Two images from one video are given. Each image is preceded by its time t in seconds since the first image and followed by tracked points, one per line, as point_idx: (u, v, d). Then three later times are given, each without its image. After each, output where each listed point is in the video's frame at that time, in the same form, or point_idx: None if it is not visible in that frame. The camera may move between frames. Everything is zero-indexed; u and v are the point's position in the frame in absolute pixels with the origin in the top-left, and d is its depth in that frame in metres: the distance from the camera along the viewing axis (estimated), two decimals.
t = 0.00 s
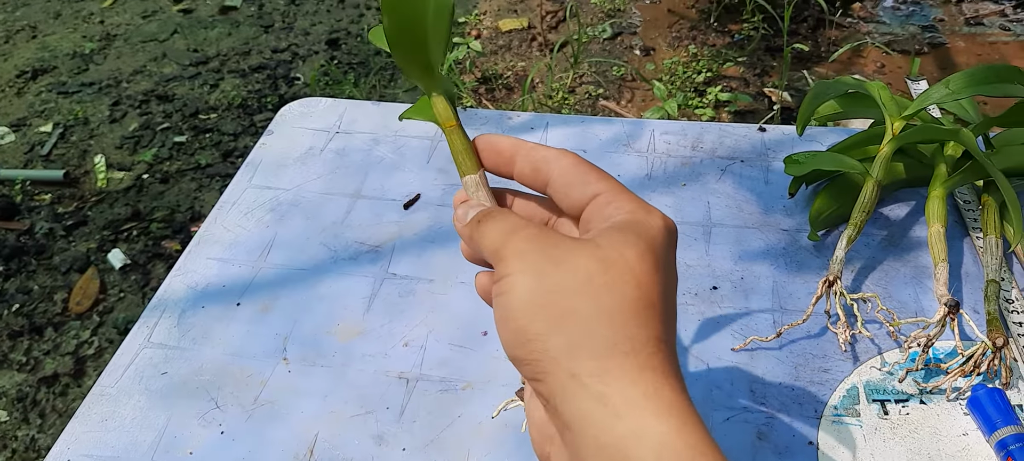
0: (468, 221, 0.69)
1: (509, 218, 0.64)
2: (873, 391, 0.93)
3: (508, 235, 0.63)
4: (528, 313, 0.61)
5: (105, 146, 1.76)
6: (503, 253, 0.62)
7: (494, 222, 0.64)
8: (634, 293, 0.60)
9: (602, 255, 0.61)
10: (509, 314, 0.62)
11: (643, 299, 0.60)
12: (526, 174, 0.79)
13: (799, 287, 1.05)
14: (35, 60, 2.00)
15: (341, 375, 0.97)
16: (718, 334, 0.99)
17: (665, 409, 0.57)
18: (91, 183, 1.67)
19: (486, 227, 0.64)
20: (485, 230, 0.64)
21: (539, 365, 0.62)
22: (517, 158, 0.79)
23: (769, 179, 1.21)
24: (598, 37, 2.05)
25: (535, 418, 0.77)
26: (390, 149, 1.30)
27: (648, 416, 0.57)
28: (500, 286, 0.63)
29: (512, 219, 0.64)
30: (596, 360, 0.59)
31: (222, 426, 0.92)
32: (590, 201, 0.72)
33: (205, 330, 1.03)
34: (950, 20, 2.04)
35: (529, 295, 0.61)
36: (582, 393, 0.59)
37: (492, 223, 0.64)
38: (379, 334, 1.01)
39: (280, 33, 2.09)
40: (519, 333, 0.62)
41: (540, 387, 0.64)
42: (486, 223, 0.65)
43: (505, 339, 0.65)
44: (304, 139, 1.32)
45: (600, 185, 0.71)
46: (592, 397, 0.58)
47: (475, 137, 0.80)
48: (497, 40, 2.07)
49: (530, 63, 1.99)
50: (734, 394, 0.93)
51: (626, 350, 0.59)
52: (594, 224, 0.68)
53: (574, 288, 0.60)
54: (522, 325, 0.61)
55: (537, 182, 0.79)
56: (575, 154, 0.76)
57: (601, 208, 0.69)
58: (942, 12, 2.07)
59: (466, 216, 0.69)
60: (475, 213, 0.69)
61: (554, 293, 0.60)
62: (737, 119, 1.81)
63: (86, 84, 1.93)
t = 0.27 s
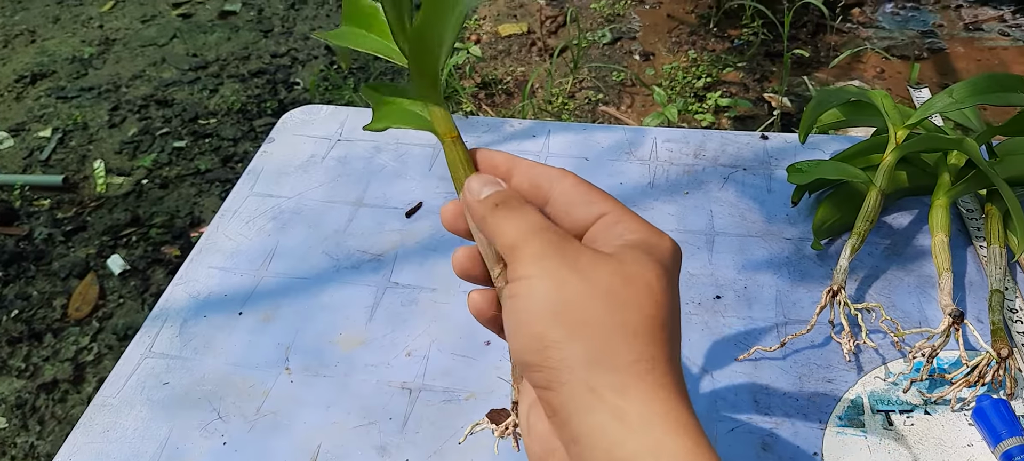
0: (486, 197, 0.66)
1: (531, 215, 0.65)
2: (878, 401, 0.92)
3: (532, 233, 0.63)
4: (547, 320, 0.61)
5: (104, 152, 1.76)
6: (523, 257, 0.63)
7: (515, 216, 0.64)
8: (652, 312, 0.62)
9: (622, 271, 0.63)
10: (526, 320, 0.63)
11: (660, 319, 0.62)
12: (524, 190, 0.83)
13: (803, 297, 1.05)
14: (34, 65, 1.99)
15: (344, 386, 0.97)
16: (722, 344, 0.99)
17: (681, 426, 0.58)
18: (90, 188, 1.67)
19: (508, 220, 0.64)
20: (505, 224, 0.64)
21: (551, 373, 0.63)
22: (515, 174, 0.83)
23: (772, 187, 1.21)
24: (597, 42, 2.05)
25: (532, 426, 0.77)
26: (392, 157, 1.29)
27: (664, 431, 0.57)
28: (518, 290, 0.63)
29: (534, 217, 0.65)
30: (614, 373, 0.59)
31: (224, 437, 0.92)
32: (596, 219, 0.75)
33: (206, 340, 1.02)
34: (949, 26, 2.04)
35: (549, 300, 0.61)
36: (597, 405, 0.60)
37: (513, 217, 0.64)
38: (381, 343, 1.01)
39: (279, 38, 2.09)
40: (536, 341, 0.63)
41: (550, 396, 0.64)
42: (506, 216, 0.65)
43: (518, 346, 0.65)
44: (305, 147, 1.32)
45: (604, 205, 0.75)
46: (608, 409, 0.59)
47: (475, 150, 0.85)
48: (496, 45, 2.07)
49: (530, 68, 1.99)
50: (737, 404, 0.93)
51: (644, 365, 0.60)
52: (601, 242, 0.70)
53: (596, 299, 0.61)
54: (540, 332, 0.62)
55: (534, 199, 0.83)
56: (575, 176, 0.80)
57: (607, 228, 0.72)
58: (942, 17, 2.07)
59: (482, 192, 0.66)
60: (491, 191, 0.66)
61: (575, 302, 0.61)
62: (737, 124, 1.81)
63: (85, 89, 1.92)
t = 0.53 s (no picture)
0: (506, 204, 0.67)
1: (550, 233, 0.64)
2: (888, 418, 0.92)
3: (553, 251, 0.63)
4: (570, 338, 0.62)
5: (107, 159, 1.75)
6: (545, 273, 0.63)
7: (535, 234, 0.64)
8: (671, 334, 0.62)
9: (642, 291, 0.63)
10: (549, 338, 0.63)
11: (679, 342, 0.62)
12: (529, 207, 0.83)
13: (811, 311, 1.04)
14: (37, 71, 1.99)
15: (352, 401, 0.96)
16: (730, 359, 0.99)
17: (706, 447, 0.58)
18: (93, 196, 1.66)
19: (528, 236, 0.64)
20: (525, 240, 0.64)
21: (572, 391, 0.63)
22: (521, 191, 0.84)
23: (779, 200, 1.21)
24: (600, 49, 2.05)
25: (543, 442, 0.77)
26: (398, 168, 1.29)
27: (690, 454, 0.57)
28: (540, 307, 0.63)
29: (553, 234, 0.64)
30: (637, 393, 0.60)
31: (232, 453, 0.91)
32: (604, 241, 0.74)
33: (214, 354, 1.02)
34: (952, 33, 2.04)
35: (571, 320, 0.61)
36: (620, 424, 0.60)
37: (531, 233, 0.64)
38: (389, 358, 1.01)
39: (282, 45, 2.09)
40: (558, 359, 0.63)
41: (572, 414, 0.65)
42: (524, 231, 0.65)
43: (538, 363, 0.65)
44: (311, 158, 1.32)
45: (615, 226, 0.75)
46: (631, 429, 0.60)
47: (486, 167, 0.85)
48: (499, 52, 2.07)
49: (533, 75, 1.99)
50: (747, 419, 0.92)
51: (667, 387, 0.60)
52: (613, 262, 0.71)
53: (619, 319, 0.61)
54: (564, 350, 0.62)
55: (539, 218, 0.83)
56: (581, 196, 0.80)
57: (617, 248, 0.72)
58: (943, 24, 2.07)
59: (502, 197, 0.67)
60: (510, 199, 0.67)
61: (598, 321, 0.61)
62: (740, 132, 1.81)
63: (87, 95, 1.92)
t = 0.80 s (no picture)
0: (482, 211, 0.67)
1: (531, 229, 0.64)
2: (886, 419, 0.92)
3: (534, 247, 0.63)
4: (555, 332, 0.61)
5: (106, 160, 1.75)
6: (528, 267, 0.62)
7: (515, 231, 0.64)
8: (656, 326, 0.62)
9: (626, 283, 0.63)
10: (533, 332, 0.63)
11: (664, 334, 0.62)
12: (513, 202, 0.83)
13: (810, 313, 1.04)
14: (37, 72, 1.99)
15: (349, 401, 0.96)
16: (728, 360, 0.99)
17: (693, 440, 0.58)
18: (92, 197, 1.66)
19: (509, 234, 0.64)
20: (506, 237, 0.64)
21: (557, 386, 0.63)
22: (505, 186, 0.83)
23: (778, 202, 1.21)
24: (600, 52, 2.05)
25: (529, 437, 0.76)
26: (397, 169, 1.29)
27: (679, 447, 0.57)
28: (524, 302, 0.63)
29: (535, 230, 0.64)
30: (623, 387, 0.59)
31: (229, 453, 0.91)
32: (587, 231, 0.75)
33: (211, 354, 1.02)
34: (951, 37, 2.04)
35: (556, 314, 0.61)
36: (607, 418, 0.60)
37: (512, 230, 0.64)
38: (386, 358, 1.01)
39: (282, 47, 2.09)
40: (543, 354, 0.63)
41: (558, 409, 0.64)
42: (506, 229, 0.64)
43: (523, 358, 0.65)
44: (310, 159, 1.32)
45: (596, 217, 0.75)
46: (618, 422, 0.59)
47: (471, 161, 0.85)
48: (498, 55, 2.07)
49: (533, 78, 1.99)
50: (744, 421, 0.92)
51: (653, 379, 0.60)
52: (596, 254, 0.71)
53: (605, 312, 0.61)
54: (549, 344, 0.62)
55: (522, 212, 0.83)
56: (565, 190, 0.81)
57: (600, 238, 0.72)
58: (942, 29, 2.07)
59: (479, 206, 0.68)
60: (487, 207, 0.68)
61: (584, 315, 0.61)
62: (740, 135, 1.81)
63: (87, 97, 1.92)
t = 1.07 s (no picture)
0: (472, 197, 0.67)
1: (522, 224, 0.64)
2: (883, 423, 0.92)
3: (524, 243, 0.62)
4: (542, 332, 0.62)
5: (105, 162, 1.75)
6: (518, 264, 0.62)
7: (504, 226, 0.63)
8: (643, 329, 0.62)
9: (616, 284, 0.63)
10: (521, 331, 0.63)
11: (651, 336, 0.63)
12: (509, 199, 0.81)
13: (807, 316, 1.04)
14: (36, 74, 2.00)
15: (346, 404, 0.96)
16: (725, 363, 0.99)
17: (677, 444, 0.58)
18: (91, 199, 1.66)
19: (499, 228, 0.63)
20: (495, 234, 0.64)
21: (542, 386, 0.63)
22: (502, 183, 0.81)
23: (775, 205, 1.21)
24: (599, 56, 2.05)
25: (515, 437, 0.77)
26: (395, 172, 1.29)
27: (662, 452, 0.58)
28: (512, 300, 0.63)
29: (524, 226, 0.64)
30: (608, 389, 0.60)
31: (225, 455, 0.91)
32: (582, 232, 0.75)
33: (208, 357, 1.02)
34: (950, 42, 2.04)
35: (543, 313, 0.61)
36: (591, 419, 0.60)
37: (502, 224, 0.64)
38: (384, 361, 1.01)
39: (282, 50, 2.09)
40: (530, 353, 0.63)
41: (542, 409, 0.65)
42: (495, 223, 0.64)
43: (509, 356, 0.65)
44: (308, 162, 1.32)
45: (592, 219, 0.76)
46: (602, 424, 0.60)
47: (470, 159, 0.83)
48: (498, 58, 2.07)
49: (532, 81, 1.99)
50: (741, 424, 0.92)
51: (637, 383, 0.60)
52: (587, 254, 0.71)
53: (593, 312, 0.61)
54: (536, 344, 0.62)
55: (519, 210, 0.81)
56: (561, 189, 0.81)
57: (595, 239, 0.73)
58: (941, 33, 2.08)
59: (470, 192, 0.67)
60: (478, 192, 0.67)
61: (572, 315, 0.61)
62: (739, 139, 1.81)
63: (87, 99, 1.92)
